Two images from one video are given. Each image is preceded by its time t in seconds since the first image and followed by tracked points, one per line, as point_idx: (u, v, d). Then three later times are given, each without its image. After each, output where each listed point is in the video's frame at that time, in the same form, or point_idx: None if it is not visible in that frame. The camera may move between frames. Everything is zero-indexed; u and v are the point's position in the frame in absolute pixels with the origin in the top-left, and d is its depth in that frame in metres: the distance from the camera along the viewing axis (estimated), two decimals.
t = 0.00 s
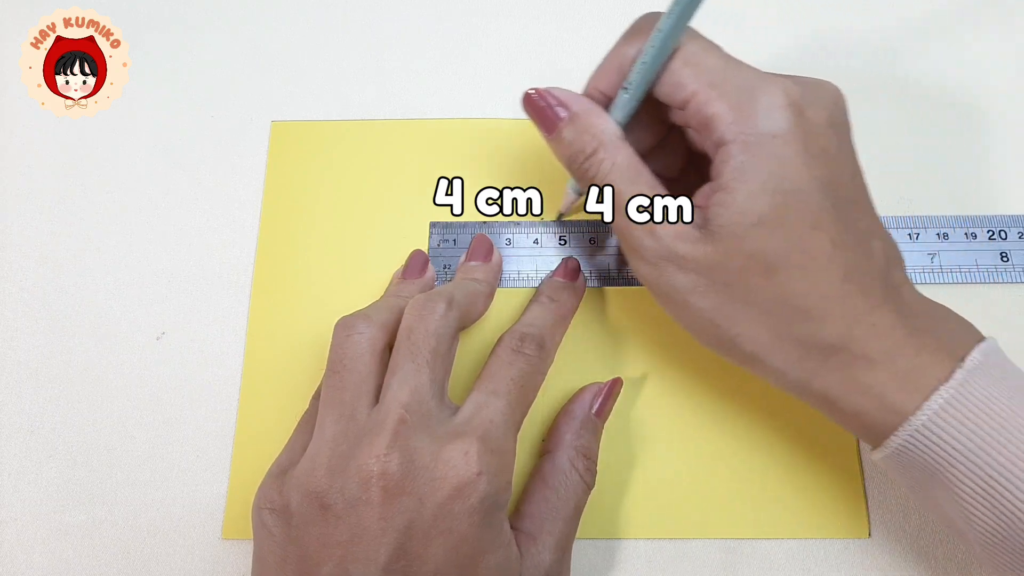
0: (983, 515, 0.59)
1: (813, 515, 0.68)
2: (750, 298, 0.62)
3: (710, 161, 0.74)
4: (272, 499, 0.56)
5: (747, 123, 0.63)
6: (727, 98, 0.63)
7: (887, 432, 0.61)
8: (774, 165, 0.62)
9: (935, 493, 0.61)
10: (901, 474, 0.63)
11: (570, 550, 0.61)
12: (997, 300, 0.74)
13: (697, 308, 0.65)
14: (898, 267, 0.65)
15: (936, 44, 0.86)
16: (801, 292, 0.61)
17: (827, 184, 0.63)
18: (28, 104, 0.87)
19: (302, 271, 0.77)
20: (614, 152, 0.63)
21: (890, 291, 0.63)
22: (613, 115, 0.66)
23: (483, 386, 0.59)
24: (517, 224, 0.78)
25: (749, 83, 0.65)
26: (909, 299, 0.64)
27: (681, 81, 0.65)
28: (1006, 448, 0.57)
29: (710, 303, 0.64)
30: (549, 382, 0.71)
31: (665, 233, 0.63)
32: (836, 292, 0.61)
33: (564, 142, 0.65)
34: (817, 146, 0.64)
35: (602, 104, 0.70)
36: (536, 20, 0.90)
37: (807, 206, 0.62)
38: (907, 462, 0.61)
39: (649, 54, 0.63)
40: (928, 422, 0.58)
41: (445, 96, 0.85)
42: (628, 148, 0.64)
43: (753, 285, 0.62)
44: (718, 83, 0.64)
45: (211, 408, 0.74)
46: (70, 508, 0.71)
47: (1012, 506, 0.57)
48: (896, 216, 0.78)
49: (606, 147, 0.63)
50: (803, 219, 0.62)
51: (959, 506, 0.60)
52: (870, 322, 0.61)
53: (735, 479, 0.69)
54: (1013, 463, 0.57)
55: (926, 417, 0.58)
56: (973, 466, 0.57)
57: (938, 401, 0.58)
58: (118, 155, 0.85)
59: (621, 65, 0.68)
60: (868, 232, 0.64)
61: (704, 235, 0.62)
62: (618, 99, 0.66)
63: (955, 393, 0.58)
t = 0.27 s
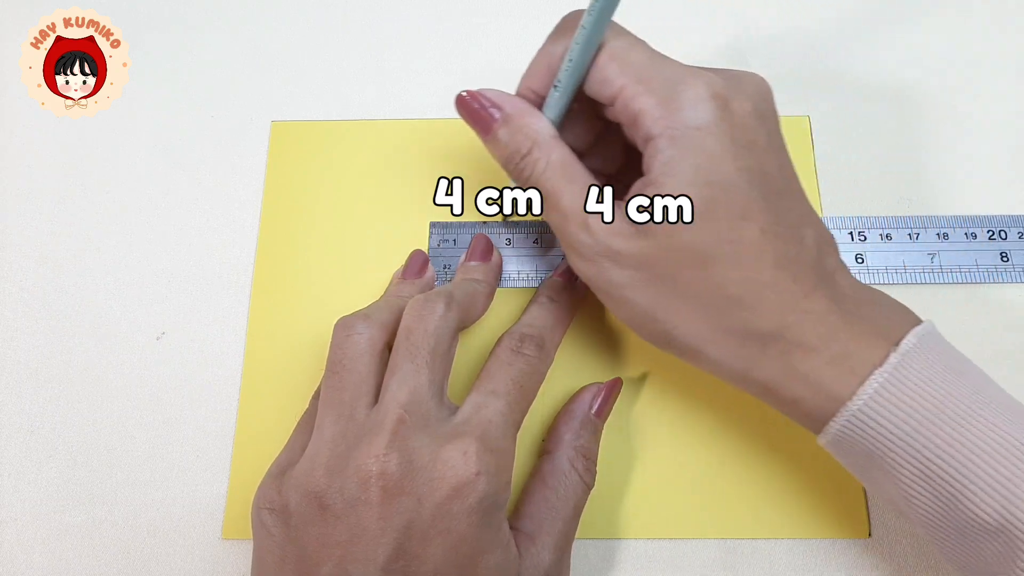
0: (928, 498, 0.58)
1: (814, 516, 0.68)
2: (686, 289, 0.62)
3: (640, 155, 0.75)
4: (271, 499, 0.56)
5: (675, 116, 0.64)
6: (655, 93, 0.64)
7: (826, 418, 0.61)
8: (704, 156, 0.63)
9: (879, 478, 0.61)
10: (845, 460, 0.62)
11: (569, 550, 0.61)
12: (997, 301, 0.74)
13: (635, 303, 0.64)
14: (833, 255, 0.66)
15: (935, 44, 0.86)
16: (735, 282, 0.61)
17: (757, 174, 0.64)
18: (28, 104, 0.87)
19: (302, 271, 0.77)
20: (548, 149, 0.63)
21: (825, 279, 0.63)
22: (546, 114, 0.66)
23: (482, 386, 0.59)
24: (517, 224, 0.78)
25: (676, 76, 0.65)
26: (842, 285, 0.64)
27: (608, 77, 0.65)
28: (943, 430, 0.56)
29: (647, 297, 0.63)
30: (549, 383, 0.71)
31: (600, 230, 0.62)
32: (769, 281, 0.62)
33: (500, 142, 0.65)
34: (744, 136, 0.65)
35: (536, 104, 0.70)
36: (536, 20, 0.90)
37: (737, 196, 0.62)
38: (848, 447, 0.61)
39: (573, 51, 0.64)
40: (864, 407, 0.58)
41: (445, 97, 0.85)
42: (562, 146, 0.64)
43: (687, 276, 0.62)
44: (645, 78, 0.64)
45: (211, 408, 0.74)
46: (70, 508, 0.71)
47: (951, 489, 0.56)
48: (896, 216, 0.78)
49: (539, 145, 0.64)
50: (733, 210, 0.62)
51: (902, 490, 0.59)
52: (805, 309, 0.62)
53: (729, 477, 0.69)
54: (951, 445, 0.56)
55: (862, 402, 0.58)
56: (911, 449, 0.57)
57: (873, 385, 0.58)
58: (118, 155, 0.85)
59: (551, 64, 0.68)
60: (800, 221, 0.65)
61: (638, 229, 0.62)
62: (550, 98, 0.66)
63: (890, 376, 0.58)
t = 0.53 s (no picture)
0: (894, 485, 0.59)
1: (814, 516, 0.68)
2: (647, 285, 0.62)
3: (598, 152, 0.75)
4: (271, 499, 0.56)
5: (629, 113, 0.63)
6: (608, 90, 0.63)
7: (789, 410, 0.62)
8: (657, 152, 0.62)
9: (846, 466, 0.62)
10: (813, 450, 0.63)
11: (569, 550, 0.61)
12: (997, 301, 0.74)
13: (599, 300, 0.64)
14: (791, 248, 0.66)
15: (935, 45, 0.86)
16: (695, 277, 0.61)
17: (712, 169, 0.64)
18: (28, 104, 0.87)
19: (302, 271, 0.77)
20: (507, 150, 0.63)
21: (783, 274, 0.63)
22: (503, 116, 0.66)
23: (482, 386, 0.59)
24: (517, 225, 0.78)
25: (630, 72, 0.64)
26: (800, 279, 0.64)
27: (563, 76, 0.64)
28: (904, 417, 0.57)
29: (609, 294, 0.63)
30: (549, 382, 0.71)
31: (560, 228, 0.62)
32: (727, 276, 0.62)
33: (458, 145, 0.64)
34: (700, 132, 0.64)
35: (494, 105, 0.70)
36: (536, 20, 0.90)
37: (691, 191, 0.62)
38: (813, 437, 0.61)
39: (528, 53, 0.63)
40: (825, 396, 0.59)
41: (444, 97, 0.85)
42: (521, 146, 0.64)
43: (648, 272, 0.62)
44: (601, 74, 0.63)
45: (211, 408, 0.74)
46: (70, 508, 0.71)
47: (914, 475, 0.57)
48: (896, 216, 0.78)
49: (498, 146, 0.63)
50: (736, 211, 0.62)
51: (867, 478, 0.60)
52: (761, 303, 0.62)
53: (728, 477, 0.69)
54: (912, 432, 0.57)
55: (822, 392, 0.59)
56: (873, 437, 0.58)
57: (833, 374, 0.59)
58: (118, 155, 0.85)
59: (507, 66, 0.68)
60: (756, 215, 0.65)
61: (597, 227, 0.62)
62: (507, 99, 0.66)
63: (850, 365, 0.59)
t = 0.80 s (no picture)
0: (875, 481, 0.59)
1: (814, 516, 0.68)
2: (629, 284, 0.62)
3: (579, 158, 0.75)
4: (270, 499, 0.56)
5: (609, 113, 0.63)
6: (589, 91, 0.63)
7: (771, 406, 0.62)
8: (637, 152, 0.62)
9: (828, 463, 0.62)
10: (795, 447, 0.64)
11: (569, 550, 0.61)
12: (997, 300, 0.74)
13: (583, 301, 0.64)
14: (771, 247, 0.67)
15: (935, 44, 0.86)
16: (677, 276, 0.62)
17: (692, 169, 0.64)
18: (29, 104, 0.87)
19: (302, 271, 0.77)
20: (490, 152, 0.62)
21: (763, 273, 0.64)
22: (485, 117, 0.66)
23: (481, 386, 0.59)
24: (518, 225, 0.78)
25: (610, 73, 0.65)
26: (780, 278, 0.65)
27: (543, 80, 0.65)
28: (883, 412, 0.58)
29: (592, 294, 0.63)
30: (548, 382, 0.71)
31: (542, 228, 0.62)
32: (707, 274, 0.63)
33: (439, 147, 0.63)
34: (680, 133, 0.64)
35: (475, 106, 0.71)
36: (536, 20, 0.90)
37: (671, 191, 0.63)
38: (795, 434, 0.62)
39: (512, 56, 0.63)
40: (805, 393, 0.60)
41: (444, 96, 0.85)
42: (504, 147, 0.63)
43: (631, 271, 0.62)
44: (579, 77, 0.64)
45: (211, 408, 0.74)
46: (70, 508, 0.71)
47: (894, 470, 0.58)
48: (896, 216, 0.78)
49: (480, 148, 0.62)
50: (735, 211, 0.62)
51: (849, 474, 0.61)
52: (738, 301, 0.63)
53: (728, 477, 0.69)
54: (891, 427, 0.58)
55: (802, 388, 0.59)
56: (853, 432, 0.59)
57: (812, 371, 0.60)
58: (118, 155, 0.85)
59: (488, 67, 0.69)
60: (734, 214, 0.65)
61: (579, 226, 0.62)
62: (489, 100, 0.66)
63: (829, 362, 0.60)
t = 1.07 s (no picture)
0: (872, 483, 0.59)
1: (813, 515, 0.68)
2: (628, 286, 0.63)
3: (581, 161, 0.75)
4: (270, 499, 0.56)
5: (612, 117, 0.63)
6: (592, 94, 0.63)
7: (769, 407, 0.62)
8: (639, 156, 0.62)
9: (824, 465, 0.62)
10: (792, 449, 0.64)
11: (569, 550, 0.61)
12: (997, 300, 0.74)
13: (584, 302, 0.64)
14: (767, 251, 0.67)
15: (935, 44, 0.86)
16: (676, 278, 0.63)
17: (693, 173, 0.64)
18: (29, 104, 0.87)
19: (302, 271, 0.77)
20: (493, 152, 0.61)
21: (761, 277, 0.65)
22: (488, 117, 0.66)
23: (481, 386, 0.59)
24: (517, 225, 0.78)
25: (612, 77, 0.64)
26: (778, 281, 0.65)
27: (547, 81, 0.65)
28: (879, 414, 0.58)
29: (592, 295, 0.63)
30: (548, 382, 0.71)
31: (545, 229, 0.62)
32: (706, 277, 0.63)
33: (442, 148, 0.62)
34: (682, 138, 0.64)
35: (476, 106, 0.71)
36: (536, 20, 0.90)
37: (672, 195, 0.63)
38: (792, 436, 0.62)
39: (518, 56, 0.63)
40: (803, 394, 0.60)
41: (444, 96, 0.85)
42: (506, 148, 0.62)
43: (631, 273, 0.62)
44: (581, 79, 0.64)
45: (211, 408, 0.74)
46: (70, 508, 0.71)
47: (891, 472, 0.58)
48: (896, 216, 0.78)
49: (483, 148, 0.61)
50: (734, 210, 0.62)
51: (845, 476, 0.61)
52: (737, 304, 0.64)
53: (728, 477, 0.69)
54: (888, 428, 0.58)
55: (800, 389, 0.59)
56: (850, 434, 0.59)
57: (810, 372, 0.60)
58: (118, 155, 0.85)
59: (491, 68, 0.69)
60: (733, 218, 0.66)
61: (580, 228, 0.62)
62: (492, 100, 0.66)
63: (826, 363, 0.60)
